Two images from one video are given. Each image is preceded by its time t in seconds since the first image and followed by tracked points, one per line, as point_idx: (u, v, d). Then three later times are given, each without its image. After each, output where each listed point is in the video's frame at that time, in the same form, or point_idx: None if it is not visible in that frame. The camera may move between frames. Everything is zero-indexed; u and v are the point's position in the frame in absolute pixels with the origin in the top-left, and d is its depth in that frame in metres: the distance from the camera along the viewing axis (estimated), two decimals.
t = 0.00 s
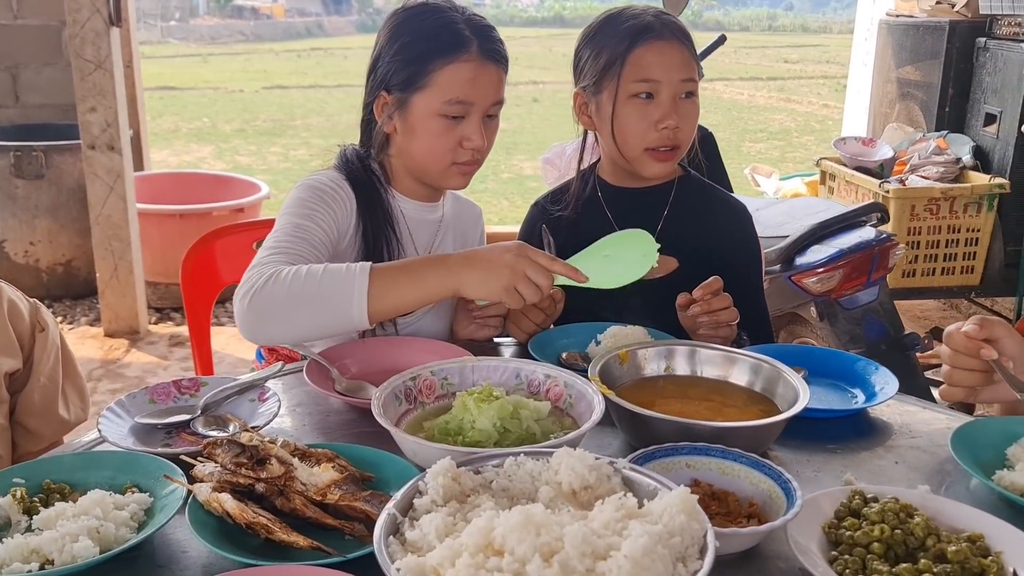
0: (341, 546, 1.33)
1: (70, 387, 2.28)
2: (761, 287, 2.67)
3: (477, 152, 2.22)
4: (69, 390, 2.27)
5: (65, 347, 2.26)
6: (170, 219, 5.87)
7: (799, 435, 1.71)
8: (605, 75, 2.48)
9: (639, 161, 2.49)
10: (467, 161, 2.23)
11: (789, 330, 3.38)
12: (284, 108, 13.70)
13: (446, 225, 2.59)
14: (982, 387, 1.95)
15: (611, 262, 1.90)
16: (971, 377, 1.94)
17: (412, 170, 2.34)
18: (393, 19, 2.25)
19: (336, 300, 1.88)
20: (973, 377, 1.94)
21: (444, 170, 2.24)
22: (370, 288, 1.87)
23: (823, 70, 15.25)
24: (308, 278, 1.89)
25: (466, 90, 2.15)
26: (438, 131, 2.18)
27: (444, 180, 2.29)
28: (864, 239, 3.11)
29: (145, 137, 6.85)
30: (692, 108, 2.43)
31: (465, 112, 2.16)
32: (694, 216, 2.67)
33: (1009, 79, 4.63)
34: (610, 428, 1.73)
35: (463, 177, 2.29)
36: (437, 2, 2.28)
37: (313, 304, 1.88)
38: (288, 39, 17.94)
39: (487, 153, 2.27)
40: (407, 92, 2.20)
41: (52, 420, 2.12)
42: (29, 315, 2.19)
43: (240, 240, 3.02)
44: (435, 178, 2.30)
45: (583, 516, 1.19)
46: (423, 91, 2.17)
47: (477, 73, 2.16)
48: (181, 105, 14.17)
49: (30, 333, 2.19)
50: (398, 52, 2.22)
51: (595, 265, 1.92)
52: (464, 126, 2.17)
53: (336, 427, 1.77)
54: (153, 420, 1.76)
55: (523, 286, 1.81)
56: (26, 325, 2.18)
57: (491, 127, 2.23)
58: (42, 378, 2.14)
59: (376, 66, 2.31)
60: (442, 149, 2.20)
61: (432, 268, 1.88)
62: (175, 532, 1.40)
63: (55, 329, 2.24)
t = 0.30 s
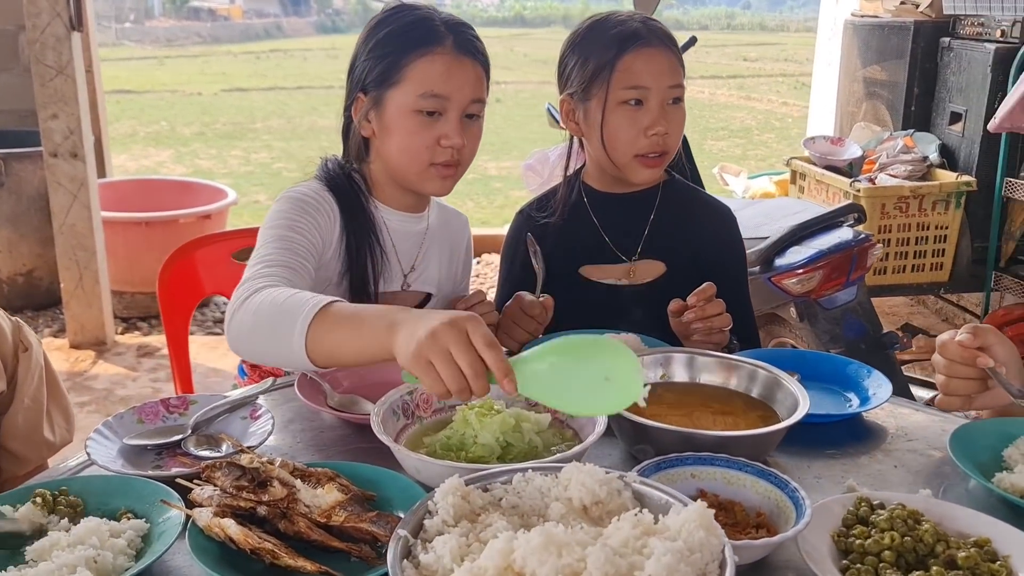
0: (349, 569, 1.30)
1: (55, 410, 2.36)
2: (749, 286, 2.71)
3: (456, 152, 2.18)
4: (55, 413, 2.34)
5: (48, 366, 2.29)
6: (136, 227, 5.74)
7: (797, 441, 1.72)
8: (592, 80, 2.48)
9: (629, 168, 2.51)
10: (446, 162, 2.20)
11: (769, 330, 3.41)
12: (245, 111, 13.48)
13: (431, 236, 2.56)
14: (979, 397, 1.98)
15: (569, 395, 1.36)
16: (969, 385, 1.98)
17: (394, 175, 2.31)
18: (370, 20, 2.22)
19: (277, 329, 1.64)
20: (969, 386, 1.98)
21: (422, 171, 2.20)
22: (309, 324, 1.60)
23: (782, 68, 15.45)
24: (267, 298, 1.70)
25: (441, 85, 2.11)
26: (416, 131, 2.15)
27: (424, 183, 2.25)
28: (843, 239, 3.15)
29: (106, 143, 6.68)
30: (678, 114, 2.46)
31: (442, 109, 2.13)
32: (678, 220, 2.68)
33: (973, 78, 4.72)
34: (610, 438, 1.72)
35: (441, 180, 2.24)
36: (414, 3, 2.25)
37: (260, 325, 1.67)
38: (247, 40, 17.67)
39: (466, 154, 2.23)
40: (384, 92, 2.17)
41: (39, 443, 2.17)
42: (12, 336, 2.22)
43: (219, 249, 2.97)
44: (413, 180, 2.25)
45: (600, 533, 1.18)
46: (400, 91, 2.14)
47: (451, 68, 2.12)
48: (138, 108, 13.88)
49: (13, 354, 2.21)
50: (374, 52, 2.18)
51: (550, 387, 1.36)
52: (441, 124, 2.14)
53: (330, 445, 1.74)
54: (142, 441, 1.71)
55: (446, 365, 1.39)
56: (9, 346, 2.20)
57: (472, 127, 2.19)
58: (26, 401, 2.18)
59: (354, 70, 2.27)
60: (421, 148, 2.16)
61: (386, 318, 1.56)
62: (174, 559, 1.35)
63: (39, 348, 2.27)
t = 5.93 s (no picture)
0: (348, 540, 1.31)
1: (55, 390, 2.48)
2: (771, 254, 2.83)
3: (416, 152, 2.05)
4: (54, 392, 2.47)
5: (49, 346, 2.43)
6: (126, 220, 5.72)
7: (789, 417, 1.74)
8: (654, 62, 2.56)
9: (683, 152, 2.62)
10: (408, 161, 2.08)
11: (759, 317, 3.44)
12: (234, 107, 13.42)
13: (415, 227, 2.48)
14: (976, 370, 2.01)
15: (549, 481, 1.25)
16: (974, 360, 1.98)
17: (362, 173, 2.19)
18: (326, 14, 2.09)
19: (275, 342, 1.52)
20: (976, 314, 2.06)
21: (385, 172, 2.10)
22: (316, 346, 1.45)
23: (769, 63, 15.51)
24: (273, 304, 1.58)
25: (390, 87, 1.97)
26: (371, 133, 2.02)
27: (389, 183, 2.14)
28: (832, 225, 3.19)
29: (96, 137, 6.65)
30: (740, 101, 2.52)
31: (395, 111, 1.99)
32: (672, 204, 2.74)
33: (960, 67, 4.76)
34: (605, 415, 1.74)
35: (408, 178, 2.13)
36: None
37: (264, 334, 1.57)
38: (236, 37, 17.60)
39: (430, 150, 2.10)
40: (336, 94, 2.04)
41: (38, 420, 2.31)
42: (14, 318, 2.38)
43: (218, 235, 2.94)
44: (379, 180, 2.14)
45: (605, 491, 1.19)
46: (351, 93, 2.01)
47: (397, 70, 1.96)
48: (128, 105, 13.81)
49: (15, 334, 2.37)
50: (327, 48, 2.05)
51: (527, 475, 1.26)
52: (397, 127, 2.01)
53: (326, 424, 1.75)
54: (138, 420, 1.72)
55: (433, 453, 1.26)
56: (11, 326, 2.36)
57: (433, 125, 2.04)
58: (27, 379, 2.32)
59: (310, 65, 2.14)
60: (378, 151, 2.04)
61: (395, 347, 1.38)
62: (174, 532, 1.37)
63: (40, 328, 2.43)
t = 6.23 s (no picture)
0: (306, 521, 1.30)
1: (28, 372, 2.53)
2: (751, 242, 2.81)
3: (383, 136, 2.09)
4: (27, 375, 2.52)
5: (21, 329, 2.45)
6: (120, 210, 5.70)
7: (761, 402, 1.72)
8: (655, 48, 2.49)
9: (686, 140, 2.54)
10: (375, 145, 2.11)
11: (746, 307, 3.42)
12: (235, 100, 13.39)
13: (391, 212, 2.48)
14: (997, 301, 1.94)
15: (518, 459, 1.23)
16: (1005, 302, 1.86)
17: (333, 159, 2.22)
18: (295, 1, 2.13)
19: (228, 328, 1.54)
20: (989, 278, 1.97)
21: (352, 157, 2.14)
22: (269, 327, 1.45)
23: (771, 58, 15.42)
24: (226, 290, 1.59)
25: (355, 73, 2.01)
26: (338, 118, 2.06)
27: (358, 167, 2.18)
28: (818, 213, 3.18)
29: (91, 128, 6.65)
30: (743, 88, 2.45)
31: (361, 97, 2.03)
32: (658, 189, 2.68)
33: (953, 57, 4.74)
34: (575, 399, 1.72)
35: (377, 163, 2.17)
36: None
37: (219, 321, 1.58)
38: (239, 31, 17.57)
39: (399, 135, 2.13)
40: (304, 79, 2.08)
41: (11, 405, 2.35)
42: None
43: (200, 223, 2.91)
44: (350, 165, 2.19)
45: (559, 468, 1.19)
46: (317, 78, 2.05)
47: (362, 55, 2.00)
48: (129, 98, 13.77)
49: None
50: (295, 34, 2.09)
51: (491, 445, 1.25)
52: (363, 112, 2.05)
53: (295, 408, 1.73)
54: (106, 403, 1.71)
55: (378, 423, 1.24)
56: None
57: (400, 110, 2.08)
58: None
59: (280, 51, 2.18)
60: (345, 136, 2.08)
61: (341, 326, 1.38)
62: (132, 512, 1.36)
63: (10, 310, 2.42)
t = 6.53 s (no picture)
0: (275, 508, 1.30)
1: (8, 361, 2.53)
2: (742, 235, 2.76)
3: (365, 125, 2.09)
4: (7, 363, 2.51)
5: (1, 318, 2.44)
6: (113, 203, 5.69)
7: (737, 391, 1.73)
8: (652, 44, 2.31)
9: (684, 139, 2.36)
10: (357, 133, 2.11)
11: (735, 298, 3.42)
12: (233, 94, 13.35)
13: (373, 201, 2.49)
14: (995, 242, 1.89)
15: (501, 409, 1.27)
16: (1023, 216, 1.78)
17: (314, 148, 2.22)
18: None
19: (192, 318, 1.61)
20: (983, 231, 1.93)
21: (334, 145, 2.14)
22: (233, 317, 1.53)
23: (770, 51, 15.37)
24: (188, 283, 1.67)
25: (335, 62, 2.00)
26: (318, 107, 2.06)
27: (340, 155, 2.18)
28: (804, 204, 3.19)
29: (87, 122, 6.63)
30: (744, 86, 2.28)
31: (341, 85, 2.03)
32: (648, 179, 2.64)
33: (945, 49, 4.73)
34: (551, 388, 1.72)
35: (358, 151, 2.17)
36: None
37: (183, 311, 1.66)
38: (237, 25, 17.52)
39: (380, 123, 2.14)
40: (284, 68, 2.08)
41: None
42: None
43: (185, 215, 2.91)
44: (332, 153, 2.19)
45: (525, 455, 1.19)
46: (297, 66, 2.05)
47: (342, 43, 2.00)
48: (127, 92, 13.73)
49: None
50: (275, 22, 2.08)
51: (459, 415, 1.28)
52: (344, 100, 2.05)
53: (272, 396, 1.74)
54: (82, 392, 1.71)
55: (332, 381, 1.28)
56: None
57: (381, 98, 2.08)
58: None
59: (260, 40, 2.17)
60: (325, 125, 2.08)
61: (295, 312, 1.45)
62: (103, 499, 1.36)
63: None
